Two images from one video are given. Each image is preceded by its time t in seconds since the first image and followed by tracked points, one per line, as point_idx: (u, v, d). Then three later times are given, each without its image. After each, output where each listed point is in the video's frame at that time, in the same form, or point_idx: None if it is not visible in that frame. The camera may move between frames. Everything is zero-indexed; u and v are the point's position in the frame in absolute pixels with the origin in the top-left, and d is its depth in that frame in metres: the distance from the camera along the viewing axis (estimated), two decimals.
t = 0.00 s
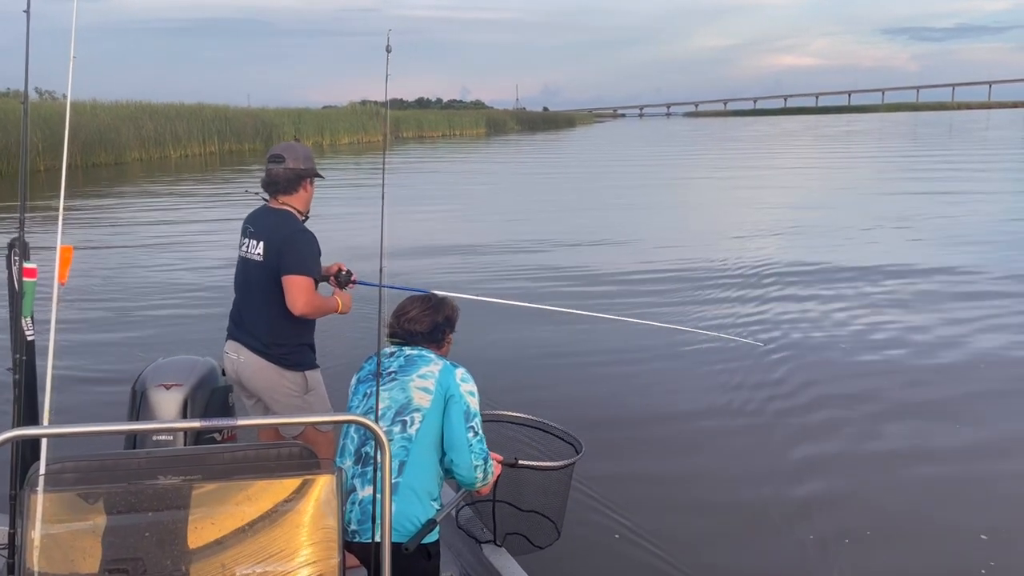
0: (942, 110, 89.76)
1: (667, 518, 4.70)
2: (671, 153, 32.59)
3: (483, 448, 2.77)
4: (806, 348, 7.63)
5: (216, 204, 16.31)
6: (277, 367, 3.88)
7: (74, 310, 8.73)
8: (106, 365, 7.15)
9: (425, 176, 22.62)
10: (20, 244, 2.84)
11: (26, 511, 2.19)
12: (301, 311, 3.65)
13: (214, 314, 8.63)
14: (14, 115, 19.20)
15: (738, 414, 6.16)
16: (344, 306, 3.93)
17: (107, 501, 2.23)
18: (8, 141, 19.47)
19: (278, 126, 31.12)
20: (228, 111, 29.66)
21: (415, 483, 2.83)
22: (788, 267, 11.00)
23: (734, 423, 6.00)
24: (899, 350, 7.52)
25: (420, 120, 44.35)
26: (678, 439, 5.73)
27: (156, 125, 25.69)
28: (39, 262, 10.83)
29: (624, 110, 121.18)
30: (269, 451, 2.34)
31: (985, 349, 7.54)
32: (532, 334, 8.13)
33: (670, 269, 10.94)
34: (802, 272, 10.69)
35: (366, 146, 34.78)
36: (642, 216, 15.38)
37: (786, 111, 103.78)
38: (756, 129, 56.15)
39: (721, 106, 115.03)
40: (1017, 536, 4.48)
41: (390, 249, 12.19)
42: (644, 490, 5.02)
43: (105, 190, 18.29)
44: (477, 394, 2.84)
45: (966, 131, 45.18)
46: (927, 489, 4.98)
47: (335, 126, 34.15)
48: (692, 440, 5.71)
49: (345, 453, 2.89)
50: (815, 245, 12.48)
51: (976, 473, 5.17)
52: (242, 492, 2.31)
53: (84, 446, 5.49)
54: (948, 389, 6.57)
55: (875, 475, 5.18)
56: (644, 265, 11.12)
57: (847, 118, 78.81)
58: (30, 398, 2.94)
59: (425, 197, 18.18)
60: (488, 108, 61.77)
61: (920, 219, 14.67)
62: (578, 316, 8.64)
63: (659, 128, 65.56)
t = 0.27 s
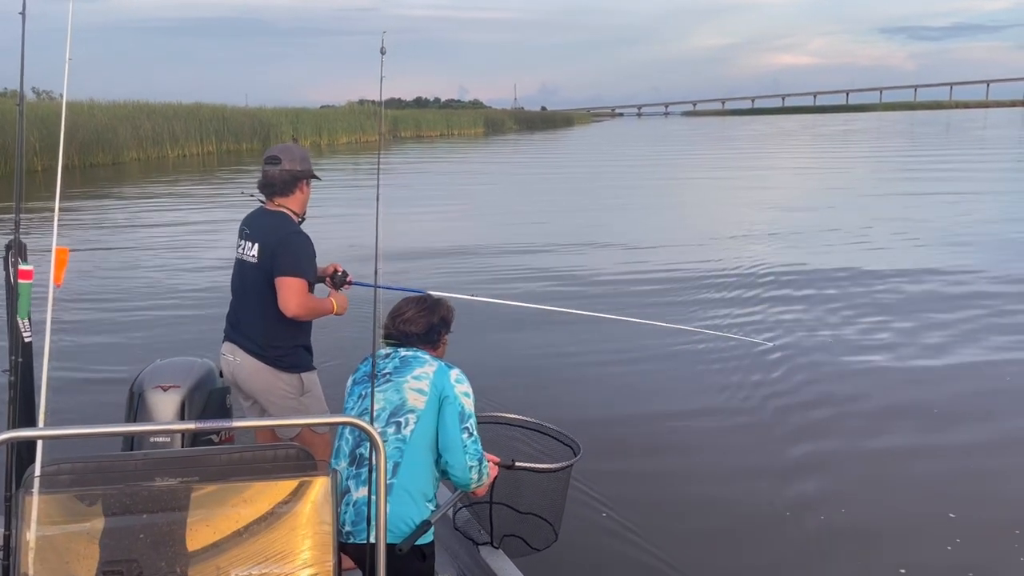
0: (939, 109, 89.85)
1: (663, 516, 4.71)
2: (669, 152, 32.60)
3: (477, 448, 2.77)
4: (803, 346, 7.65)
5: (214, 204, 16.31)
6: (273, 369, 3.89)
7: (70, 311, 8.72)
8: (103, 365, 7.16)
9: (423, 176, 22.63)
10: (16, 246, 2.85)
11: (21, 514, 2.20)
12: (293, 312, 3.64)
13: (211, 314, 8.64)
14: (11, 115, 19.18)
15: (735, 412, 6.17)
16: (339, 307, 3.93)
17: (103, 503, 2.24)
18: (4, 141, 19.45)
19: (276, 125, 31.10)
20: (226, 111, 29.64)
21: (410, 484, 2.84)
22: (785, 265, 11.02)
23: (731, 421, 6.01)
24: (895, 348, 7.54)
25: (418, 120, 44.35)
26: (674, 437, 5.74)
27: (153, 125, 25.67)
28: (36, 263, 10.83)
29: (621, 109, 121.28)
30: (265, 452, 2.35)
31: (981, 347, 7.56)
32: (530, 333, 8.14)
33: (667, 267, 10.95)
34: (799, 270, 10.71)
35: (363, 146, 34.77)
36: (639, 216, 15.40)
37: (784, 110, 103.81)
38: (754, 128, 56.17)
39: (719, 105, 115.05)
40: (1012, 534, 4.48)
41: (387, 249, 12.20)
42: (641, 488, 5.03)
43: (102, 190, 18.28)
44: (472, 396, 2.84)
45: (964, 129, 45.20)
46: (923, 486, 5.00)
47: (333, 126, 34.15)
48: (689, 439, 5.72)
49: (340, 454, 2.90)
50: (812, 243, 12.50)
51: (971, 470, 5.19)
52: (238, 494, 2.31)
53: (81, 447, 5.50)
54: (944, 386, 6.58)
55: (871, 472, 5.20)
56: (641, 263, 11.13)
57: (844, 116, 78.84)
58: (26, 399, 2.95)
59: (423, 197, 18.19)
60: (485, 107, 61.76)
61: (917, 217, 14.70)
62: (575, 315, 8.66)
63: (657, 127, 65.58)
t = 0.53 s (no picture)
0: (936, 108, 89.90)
1: (662, 514, 4.72)
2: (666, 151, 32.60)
3: (472, 448, 2.77)
4: (800, 344, 7.66)
5: (211, 204, 16.29)
6: (269, 369, 3.89)
7: (67, 311, 8.71)
8: (100, 366, 7.15)
9: (421, 176, 22.60)
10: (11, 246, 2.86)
11: (15, 515, 2.20)
12: (286, 312, 3.65)
13: (208, 315, 8.63)
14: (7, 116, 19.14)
15: (733, 410, 6.18)
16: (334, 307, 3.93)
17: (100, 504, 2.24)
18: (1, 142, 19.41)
19: (273, 125, 31.05)
20: (223, 111, 29.60)
21: (405, 483, 2.84)
22: (783, 264, 11.03)
23: (729, 419, 6.01)
24: (892, 346, 7.54)
25: (416, 120, 44.30)
26: (671, 436, 5.74)
27: (150, 124, 25.61)
28: (33, 263, 10.81)
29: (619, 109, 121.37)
30: (261, 452, 2.36)
31: (978, 344, 7.57)
32: (528, 333, 8.14)
33: (665, 266, 10.95)
34: (796, 268, 10.72)
35: (361, 145, 34.74)
36: (637, 215, 15.39)
37: (781, 109, 103.99)
38: (752, 127, 56.17)
39: (717, 105, 115.14)
40: (1008, 529, 4.48)
41: (385, 248, 12.19)
42: (639, 487, 5.03)
43: (99, 191, 18.24)
44: (467, 395, 2.84)
45: (962, 128, 45.19)
46: (920, 483, 5.00)
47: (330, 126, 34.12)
48: (686, 437, 5.72)
49: (335, 454, 2.90)
50: (809, 242, 12.51)
51: (968, 467, 5.19)
52: (235, 494, 2.31)
53: (78, 448, 5.49)
54: (940, 384, 6.59)
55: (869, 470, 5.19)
56: (639, 262, 11.13)
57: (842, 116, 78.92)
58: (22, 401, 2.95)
59: (420, 197, 18.19)
60: (483, 107, 61.71)
61: (914, 216, 14.71)
62: (572, 315, 8.66)
63: (655, 126, 65.58)
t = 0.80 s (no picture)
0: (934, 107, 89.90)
1: (660, 512, 4.71)
2: (663, 150, 32.58)
3: (468, 445, 2.77)
4: (798, 343, 7.66)
5: (208, 203, 16.26)
6: (267, 368, 3.88)
7: (62, 311, 8.68)
8: (97, 365, 7.13)
9: (418, 175, 22.56)
10: (6, 244, 2.87)
11: (10, 515, 2.19)
12: (282, 310, 3.65)
13: (204, 314, 8.62)
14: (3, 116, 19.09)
15: (731, 408, 6.18)
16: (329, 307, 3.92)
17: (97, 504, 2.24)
18: None
19: (270, 125, 30.97)
20: (220, 111, 29.53)
21: (402, 481, 2.84)
22: (781, 262, 11.02)
23: (727, 417, 6.01)
24: (890, 344, 7.55)
25: (414, 119, 44.22)
26: (669, 434, 5.74)
27: (147, 124, 25.54)
28: (30, 263, 10.79)
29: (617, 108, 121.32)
30: (258, 452, 2.36)
31: (976, 342, 7.58)
32: (526, 332, 8.12)
33: (663, 265, 10.94)
34: (794, 267, 10.72)
35: (358, 145, 34.67)
36: (635, 214, 15.38)
37: (779, 108, 103.97)
38: (749, 126, 56.12)
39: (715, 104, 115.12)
40: (1006, 526, 4.49)
41: (382, 248, 12.17)
42: (637, 485, 5.03)
43: (95, 190, 18.19)
44: (462, 392, 2.84)
45: (959, 126, 45.18)
46: (918, 481, 5.00)
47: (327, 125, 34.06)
48: (684, 435, 5.72)
49: (331, 453, 2.89)
50: (807, 240, 12.51)
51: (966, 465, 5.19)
52: (232, 493, 2.31)
53: (74, 448, 5.48)
54: (938, 382, 6.59)
55: (867, 467, 5.20)
56: (636, 261, 11.12)
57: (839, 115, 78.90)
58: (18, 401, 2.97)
59: (418, 196, 18.17)
60: (481, 107, 61.63)
61: (912, 215, 14.71)
62: (569, 314, 8.65)
63: (653, 125, 65.54)
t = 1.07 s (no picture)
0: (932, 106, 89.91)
1: (660, 510, 4.71)
2: (661, 149, 32.58)
3: (468, 442, 2.77)
4: (796, 341, 7.66)
5: (206, 203, 16.25)
6: (267, 366, 3.88)
7: (60, 310, 8.66)
8: (95, 364, 7.13)
9: (416, 175, 22.56)
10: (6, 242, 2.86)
11: (8, 514, 2.17)
12: (287, 310, 3.64)
13: (203, 313, 8.61)
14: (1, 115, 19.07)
15: (730, 407, 6.18)
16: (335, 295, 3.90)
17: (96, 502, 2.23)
18: None
19: (268, 124, 30.94)
20: (218, 110, 29.51)
21: (402, 478, 2.83)
22: (779, 261, 11.03)
23: (726, 415, 6.01)
24: (888, 343, 7.56)
25: (412, 119, 44.19)
26: (668, 432, 5.74)
27: (144, 124, 25.51)
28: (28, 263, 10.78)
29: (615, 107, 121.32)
30: (257, 450, 2.35)
31: (974, 341, 7.58)
32: (525, 330, 8.12)
33: (662, 264, 10.94)
34: (792, 266, 10.73)
35: (356, 144, 34.65)
36: (633, 213, 15.37)
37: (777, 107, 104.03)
38: (747, 125, 56.12)
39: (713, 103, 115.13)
40: (1007, 524, 4.49)
41: (381, 247, 12.16)
42: (637, 483, 5.03)
43: (93, 190, 18.17)
44: (461, 389, 2.84)
45: (958, 125, 45.21)
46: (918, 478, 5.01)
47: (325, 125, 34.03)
48: (684, 433, 5.72)
49: (331, 451, 2.89)
50: (805, 239, 12.51)
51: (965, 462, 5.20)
52: (231, 490, 2.31)
53: (73, 447, 5.47)
54: (936, 380, 6.60)
55: (866, 465, 5.20)
56: (635, 260, 11.12)
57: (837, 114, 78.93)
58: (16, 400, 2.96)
59: (416, 195, 18.16)
60: (479, 106, 61.59)
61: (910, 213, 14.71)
62: (569, 313, 8.66)
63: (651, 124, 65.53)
